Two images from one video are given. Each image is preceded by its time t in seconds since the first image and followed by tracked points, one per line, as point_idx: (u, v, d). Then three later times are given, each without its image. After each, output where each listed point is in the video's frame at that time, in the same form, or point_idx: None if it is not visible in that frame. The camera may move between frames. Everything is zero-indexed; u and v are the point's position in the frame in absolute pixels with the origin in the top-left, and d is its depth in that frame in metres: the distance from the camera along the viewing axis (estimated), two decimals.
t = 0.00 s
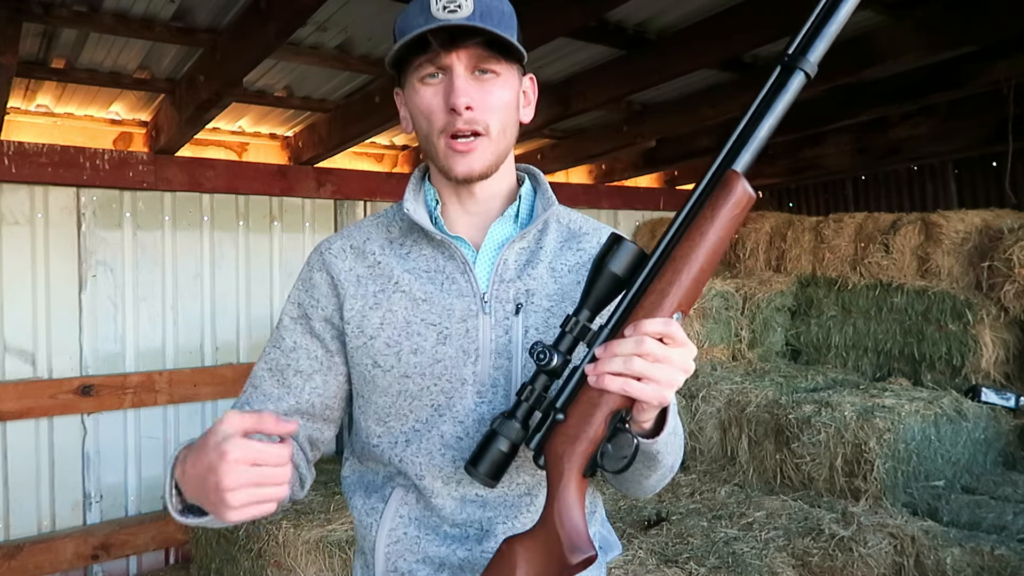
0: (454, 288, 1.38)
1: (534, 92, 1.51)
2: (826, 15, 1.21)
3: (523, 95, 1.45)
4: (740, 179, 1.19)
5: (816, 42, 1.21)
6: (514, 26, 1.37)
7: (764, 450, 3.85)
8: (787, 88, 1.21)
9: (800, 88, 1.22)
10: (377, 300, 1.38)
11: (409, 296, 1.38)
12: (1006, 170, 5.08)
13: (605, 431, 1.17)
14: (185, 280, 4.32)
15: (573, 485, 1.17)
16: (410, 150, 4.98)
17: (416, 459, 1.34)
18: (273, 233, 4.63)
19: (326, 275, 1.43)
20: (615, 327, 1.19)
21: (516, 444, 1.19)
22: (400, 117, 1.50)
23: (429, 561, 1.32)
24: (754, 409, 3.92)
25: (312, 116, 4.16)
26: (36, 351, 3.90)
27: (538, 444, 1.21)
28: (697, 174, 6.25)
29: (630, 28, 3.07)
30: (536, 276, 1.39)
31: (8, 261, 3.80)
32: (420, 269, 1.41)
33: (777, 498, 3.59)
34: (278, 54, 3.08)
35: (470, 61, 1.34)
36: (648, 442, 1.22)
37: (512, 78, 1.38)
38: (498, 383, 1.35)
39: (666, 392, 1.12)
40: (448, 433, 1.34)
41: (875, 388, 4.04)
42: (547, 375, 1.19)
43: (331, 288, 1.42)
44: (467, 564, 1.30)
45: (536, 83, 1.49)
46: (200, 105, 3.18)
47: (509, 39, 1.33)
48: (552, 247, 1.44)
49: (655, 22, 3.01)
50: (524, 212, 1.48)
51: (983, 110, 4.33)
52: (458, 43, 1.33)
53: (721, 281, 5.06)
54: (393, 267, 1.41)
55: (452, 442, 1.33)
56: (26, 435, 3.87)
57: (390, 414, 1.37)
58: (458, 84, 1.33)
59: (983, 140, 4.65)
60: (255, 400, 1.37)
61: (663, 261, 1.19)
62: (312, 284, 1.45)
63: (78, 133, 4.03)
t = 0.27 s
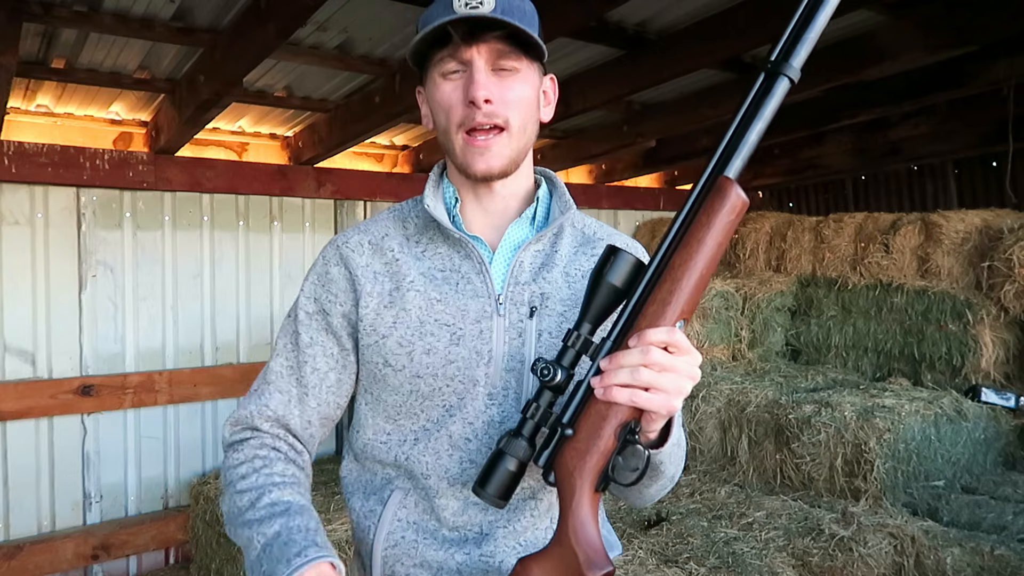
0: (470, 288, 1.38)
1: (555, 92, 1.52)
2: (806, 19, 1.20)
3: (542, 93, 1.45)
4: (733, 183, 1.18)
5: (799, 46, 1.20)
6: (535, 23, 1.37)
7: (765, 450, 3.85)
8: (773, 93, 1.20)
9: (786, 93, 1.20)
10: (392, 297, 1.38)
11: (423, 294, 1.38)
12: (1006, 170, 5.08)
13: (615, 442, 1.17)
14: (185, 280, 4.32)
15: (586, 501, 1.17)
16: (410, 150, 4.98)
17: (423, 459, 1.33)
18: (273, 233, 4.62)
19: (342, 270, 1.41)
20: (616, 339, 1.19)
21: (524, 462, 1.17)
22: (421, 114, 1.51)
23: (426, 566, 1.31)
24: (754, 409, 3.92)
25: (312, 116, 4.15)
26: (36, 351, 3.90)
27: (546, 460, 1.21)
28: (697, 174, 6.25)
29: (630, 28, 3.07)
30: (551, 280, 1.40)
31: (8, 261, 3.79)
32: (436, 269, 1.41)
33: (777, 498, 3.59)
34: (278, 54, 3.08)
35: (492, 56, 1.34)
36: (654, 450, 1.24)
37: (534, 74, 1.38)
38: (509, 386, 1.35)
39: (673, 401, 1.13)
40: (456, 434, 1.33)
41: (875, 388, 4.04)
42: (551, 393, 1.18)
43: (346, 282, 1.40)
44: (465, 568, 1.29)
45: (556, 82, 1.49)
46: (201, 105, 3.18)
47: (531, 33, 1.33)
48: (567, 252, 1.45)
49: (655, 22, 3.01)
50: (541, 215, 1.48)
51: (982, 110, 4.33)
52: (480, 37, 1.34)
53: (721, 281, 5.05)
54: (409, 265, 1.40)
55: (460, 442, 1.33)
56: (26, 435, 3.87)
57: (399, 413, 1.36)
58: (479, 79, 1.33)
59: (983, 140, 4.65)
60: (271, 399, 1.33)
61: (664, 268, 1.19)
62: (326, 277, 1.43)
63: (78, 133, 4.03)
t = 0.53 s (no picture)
0: (472, 289, 1.38)
1: (558, 91, 1.51)
2: (809, 24, 1.19)
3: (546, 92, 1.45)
4: (737, 189, 1.18)
5: (802, 51, 1.19)
6: (540, 22, 1.38)
7: (764, 450, 3.85)
8: (776, 98, 1.19)
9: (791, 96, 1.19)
10: (393, 298, 1.38)
11: (425, 295, 1.37)
12: (1006, 170, 5.08)
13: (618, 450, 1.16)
14: (185, 280, 4.32)
15: (589, 508, 1.16)
16: (410, 150, 4.98)
17: (425, 460, 1.34)
18: (273, 233, 4.62)
19: (343, 270, 1.41)
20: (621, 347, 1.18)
21: (528, 469, 1.17)
22: (423, 112, 1.50)
23: (428, 568, 1.31)
24: (754, 409, 3.92)
25: (313, 116, 4.16)
26: (36, 351, 3.90)
27: (549, 467, 1.20)
28: (697, 174, 6.25)
29: (630, 28, 3.07)
30: (553, 280, 1.40)
31: (8, 262, 3.79)
32: (437, 269, 1.41)
33: (777, 498, 3.59)
34: (278, 54, 3.08)
35: (495, 53, 1.35)
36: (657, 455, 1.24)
37: (536, 72, 1.38)
38: (510, 387, 1.35)
39: (677, 409, 1.13)
40: (458, 435, 1.33)
41: (875, 388, 4.04)
42: (556, 401, 1.17)
43: (346, 283, 1.40)
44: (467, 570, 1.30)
45: (558, 81, 1.49)
46: (201, 105, 3.18)
47: (535, 30, 1.34)
48: (569, 253, 1.45)
49: (655, 22, 3.01)
50: (543, 216, 1.48)
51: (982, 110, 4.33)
52: (484, 34, 1.34)
53: (720, 282, 5.04)
54: (411, 266, 1.40)
55: (461, 444, 1.33)
56: (26, 435, 3.87)
57: (399, 415, 1.37)
58: (482, 75, 1.33)
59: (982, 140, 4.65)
60: (272, 402, 1.35)
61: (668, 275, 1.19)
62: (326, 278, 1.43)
63: (78, 133, 4.03)
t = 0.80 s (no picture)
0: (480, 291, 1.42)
1: (539, 104, 1.51)
2: None
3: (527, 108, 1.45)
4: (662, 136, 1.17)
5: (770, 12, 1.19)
6: (509, 47, 1.36)
7: (764, 450, 3.84)
8: (732, 54, 1.19)
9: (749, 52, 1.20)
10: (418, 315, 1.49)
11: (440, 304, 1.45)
12: (1006, 170, 5.08)
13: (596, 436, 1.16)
14: (185, 280, 4.32)
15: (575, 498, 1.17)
16: (410, 151, 4.99)
17: (454, 457, 1.39)
18: (273, 233, 4.62)
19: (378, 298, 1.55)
20: (499, 260, 1.16)
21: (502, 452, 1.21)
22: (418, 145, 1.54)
23: (465, 563, 1.35)
24: (754, 409, 3.91)
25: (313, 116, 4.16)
26: (36, 351, 3.90)
27: (393, 365, 1.20)
28: (697, 174, 6.25)
29: (630, 28, 3.07)
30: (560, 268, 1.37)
31: (8, 262, 3.80)
32: (452, 281, 1.49)
33: (777, 498, 3.59)
34: (278, 54, 3.09)
35: (473, 86, 1.35)
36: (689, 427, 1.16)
37: (515, 95, 1.38)
38: (526, 375, 1.35)
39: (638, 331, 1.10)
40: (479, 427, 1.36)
41: (875, 388, 4.04)
42: (410, 298, 1.16)
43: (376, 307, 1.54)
44: (499, 565, 1.30)
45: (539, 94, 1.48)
46: (201, 105, 3.18)
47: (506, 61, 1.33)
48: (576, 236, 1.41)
49: (655, 22, 3.01)
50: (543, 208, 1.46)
51: (983, 110, 4.33)
52: (458, 72, 1.34)
53: (721, 282, 5.03)
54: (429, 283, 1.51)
55: (483, 436, 1.35)
56: (25, 435, 3.87)
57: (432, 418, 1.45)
58: (463, 111, 1.34)
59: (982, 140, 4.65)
60: (338, 425, 1.55)
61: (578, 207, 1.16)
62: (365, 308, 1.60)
63: (78, 133, 4.03)
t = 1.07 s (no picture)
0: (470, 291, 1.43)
1: (526, 102, 1.49)
2: (829, 34, 1.17)
3: (511, 108, 1.44)
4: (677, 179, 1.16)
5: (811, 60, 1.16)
6: (489, 50, 1.35)
7: (764, 450, 3.83)
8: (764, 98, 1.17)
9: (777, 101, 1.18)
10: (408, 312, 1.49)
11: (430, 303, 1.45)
12: (1006, 170, 5.09)
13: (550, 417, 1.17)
14: (185, 280, 4.32)
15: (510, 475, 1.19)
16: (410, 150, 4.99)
17: (444, 454, 1.39)
18: (273, 233, 4.62)
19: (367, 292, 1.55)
20: (496, 284, 1.17)
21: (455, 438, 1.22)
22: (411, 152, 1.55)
23: (455, 557, 1.35)
24: (754, 409, 3.90)
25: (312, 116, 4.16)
26: (36, 351, 3.89)
27: (377, 380, 1.20)
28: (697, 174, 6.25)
29: (629, 28, 3.07)
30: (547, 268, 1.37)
31: (8, 262, 3.80)
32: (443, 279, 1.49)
33: (777, 498, 3.59)
34: (278, 54, 3.08)
35: (454, 92, 1.35)
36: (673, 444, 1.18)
37: (496, 98, 1.37)
38: (514, 373, 1.34)
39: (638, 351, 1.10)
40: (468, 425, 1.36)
41: (875, 388, 4.04)
42: (403, 314, 1.18)
43: (368, 305, 1.55)
44: (489, 559, 1.31)
45: (524, 95, 1.47)
46: (200, 105, 3.18)
47: (484, 65, 1.33)
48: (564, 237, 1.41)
49: (655, 22, 3.01)
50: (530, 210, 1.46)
51: (983, 110, 4.33)
52: (437, 79, 1.34)
53: (721, 282, 5.03)
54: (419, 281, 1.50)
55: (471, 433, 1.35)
56: (25, 435, 3.86)
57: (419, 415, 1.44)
58: (445, 117, 1.34)
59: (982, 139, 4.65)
60: (324, 419, 1.53)
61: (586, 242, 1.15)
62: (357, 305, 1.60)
63: (78, 133, 4.03)
